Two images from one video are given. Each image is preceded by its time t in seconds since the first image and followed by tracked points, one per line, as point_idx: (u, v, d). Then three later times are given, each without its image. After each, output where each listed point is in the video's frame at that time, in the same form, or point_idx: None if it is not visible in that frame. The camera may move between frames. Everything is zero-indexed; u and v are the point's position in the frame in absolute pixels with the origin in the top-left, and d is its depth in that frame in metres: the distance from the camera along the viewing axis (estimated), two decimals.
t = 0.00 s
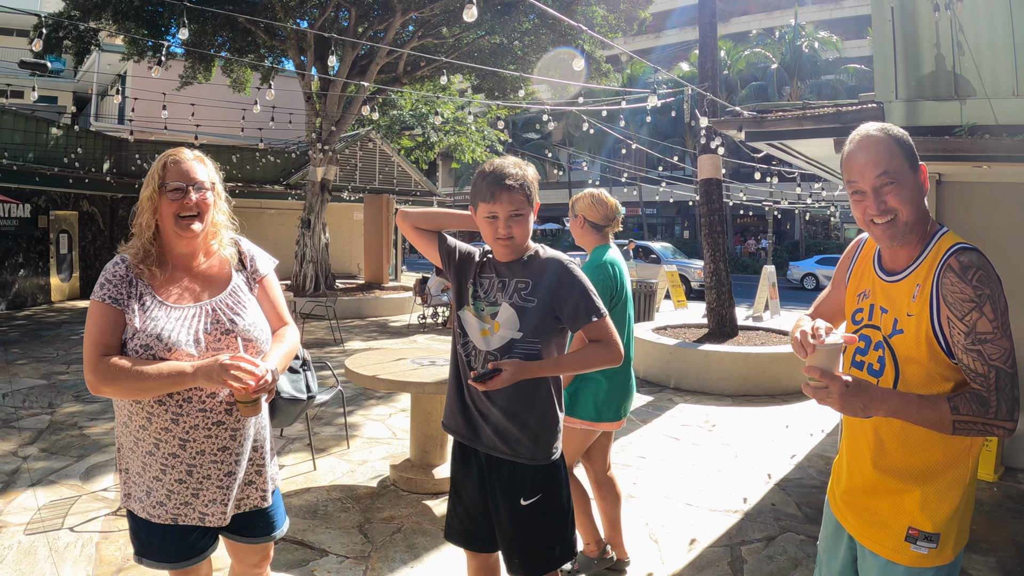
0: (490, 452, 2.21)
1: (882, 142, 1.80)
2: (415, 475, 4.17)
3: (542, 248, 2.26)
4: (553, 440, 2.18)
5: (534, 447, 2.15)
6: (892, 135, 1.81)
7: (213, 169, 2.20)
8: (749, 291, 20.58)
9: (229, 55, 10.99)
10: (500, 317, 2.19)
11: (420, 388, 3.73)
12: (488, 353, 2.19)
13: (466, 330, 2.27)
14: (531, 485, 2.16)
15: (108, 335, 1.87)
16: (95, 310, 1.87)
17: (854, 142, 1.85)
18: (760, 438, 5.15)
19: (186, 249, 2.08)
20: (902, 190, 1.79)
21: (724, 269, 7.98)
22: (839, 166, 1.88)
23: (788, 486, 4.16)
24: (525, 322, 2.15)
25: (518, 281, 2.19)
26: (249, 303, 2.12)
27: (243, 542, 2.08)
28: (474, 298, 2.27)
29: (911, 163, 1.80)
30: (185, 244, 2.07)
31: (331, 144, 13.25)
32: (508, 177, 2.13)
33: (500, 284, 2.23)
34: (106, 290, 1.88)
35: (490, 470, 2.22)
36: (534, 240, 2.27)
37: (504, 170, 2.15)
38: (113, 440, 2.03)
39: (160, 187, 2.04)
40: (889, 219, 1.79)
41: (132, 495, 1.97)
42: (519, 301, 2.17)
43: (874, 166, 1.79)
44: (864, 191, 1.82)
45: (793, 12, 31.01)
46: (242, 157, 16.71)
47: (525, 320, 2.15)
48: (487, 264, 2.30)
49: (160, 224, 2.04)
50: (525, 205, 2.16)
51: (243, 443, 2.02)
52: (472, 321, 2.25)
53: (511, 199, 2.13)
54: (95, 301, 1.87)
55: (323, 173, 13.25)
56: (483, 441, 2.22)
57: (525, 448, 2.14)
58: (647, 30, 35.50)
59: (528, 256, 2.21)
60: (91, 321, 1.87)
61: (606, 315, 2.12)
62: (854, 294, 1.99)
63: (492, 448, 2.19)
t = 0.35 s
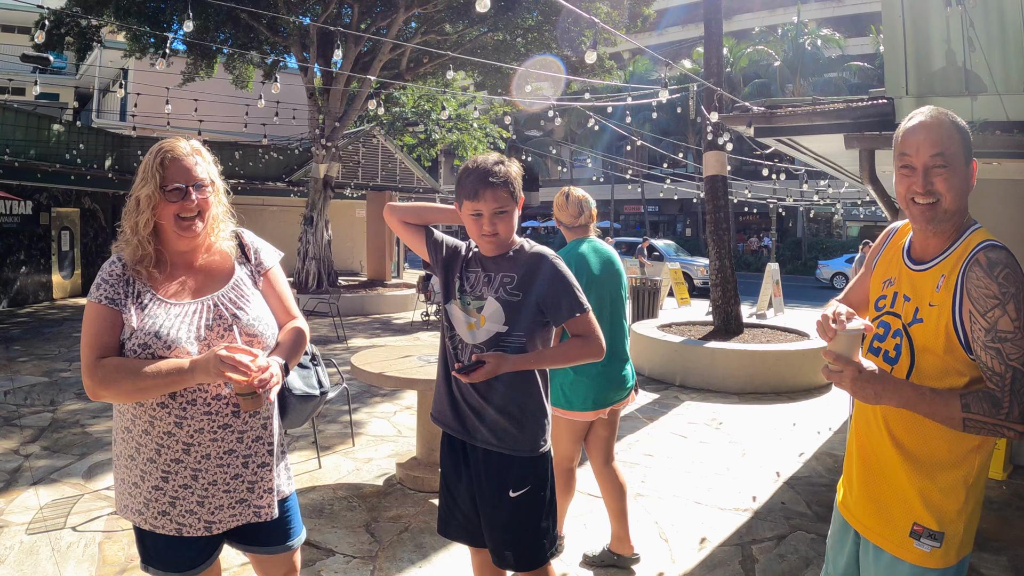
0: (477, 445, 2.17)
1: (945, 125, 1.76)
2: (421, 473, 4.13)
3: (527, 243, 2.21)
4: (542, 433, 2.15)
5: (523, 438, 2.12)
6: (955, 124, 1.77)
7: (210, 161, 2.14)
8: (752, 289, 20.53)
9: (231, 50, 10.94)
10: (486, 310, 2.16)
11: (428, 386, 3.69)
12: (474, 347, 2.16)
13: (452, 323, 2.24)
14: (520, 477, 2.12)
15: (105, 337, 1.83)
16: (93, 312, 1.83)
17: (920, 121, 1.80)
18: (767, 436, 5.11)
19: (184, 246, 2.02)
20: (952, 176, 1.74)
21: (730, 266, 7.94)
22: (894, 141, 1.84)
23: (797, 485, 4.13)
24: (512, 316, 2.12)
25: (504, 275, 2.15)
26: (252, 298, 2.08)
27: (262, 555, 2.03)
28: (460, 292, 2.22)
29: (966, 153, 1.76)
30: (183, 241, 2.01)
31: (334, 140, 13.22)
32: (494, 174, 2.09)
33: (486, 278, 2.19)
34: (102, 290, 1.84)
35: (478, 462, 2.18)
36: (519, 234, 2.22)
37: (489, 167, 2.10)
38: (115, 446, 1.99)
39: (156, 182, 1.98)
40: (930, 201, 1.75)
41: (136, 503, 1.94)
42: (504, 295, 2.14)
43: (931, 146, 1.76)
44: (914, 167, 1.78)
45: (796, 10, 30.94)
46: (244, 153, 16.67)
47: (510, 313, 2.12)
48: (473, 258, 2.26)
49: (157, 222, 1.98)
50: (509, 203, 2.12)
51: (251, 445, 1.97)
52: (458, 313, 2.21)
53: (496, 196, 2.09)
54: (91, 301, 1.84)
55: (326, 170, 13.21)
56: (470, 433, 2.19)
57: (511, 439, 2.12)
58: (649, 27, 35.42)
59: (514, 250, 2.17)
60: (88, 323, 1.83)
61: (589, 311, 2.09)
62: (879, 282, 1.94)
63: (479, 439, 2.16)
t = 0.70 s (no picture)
0: (474, 443, 2.11)
1: (970, 112, 1.71)
2: (417, 472, 4.07)
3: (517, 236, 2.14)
4: (539, 428, 2.09)
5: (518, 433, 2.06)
6: (979, 113, 1.72)
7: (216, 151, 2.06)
8: (750, 286, 20.51)
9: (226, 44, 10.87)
10: (478, 305, 2.09)
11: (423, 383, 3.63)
12: (467, 342, 2.09)
13: (443, 319, 2.18)
14: (519, 474, 2.06)
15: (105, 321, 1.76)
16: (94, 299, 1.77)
17: (945, 105, 1.75)
18: (766, 434, 5.05)
19: (189, 236, 1.95)
20: (972, 163, 1.69)
21: (728, 262, 7.88)
22: (917, 125, 1.79)
23: (797, 483, 4.07)
24: (505, 309, 2.05)
25: (495, 269, 2.08)
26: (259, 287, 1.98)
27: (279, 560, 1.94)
28: (450, 288, 2.17)
29: (989, 142, 1.71)
30: (187, 231, 1.94)
31: (330, 136, 13.13)
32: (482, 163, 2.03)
33: (476, 272, 2.12)
34: (105, 277, 1.79)
35: (474, 462, 2.12)
36: (508, 226, 2.16)
37: (477, 156, 2.04)
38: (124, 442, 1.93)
39: (157, 170, 1.92)
40: (946, 187, 1.70)
41: (145, 502, 1.86)
42: (496, 289, 2.07)
43: (955, 130, 1.71)
44: (934, 150, 1.73)
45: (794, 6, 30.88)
46: (240, 149, 16.55)
47: (502, 307, 2.05)
48: (460, 254, 2.20)
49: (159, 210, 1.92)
50: (498, 194, 2.06)
51: (258, 439, 1.88)
52: (450, 310, 2.15)
53: (487, 186, 2.03)
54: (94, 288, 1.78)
55: (322, 166, 13.13)
56: (465, 431, 2.12)
57: (508, 434, 2.06)
58: (646, 24, 35.36)
59: (503, 242, 2.11)
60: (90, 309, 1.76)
61: (580, 304, 2.00)
62: (890, 273, 1.88)
63: (474, 437, 2.09)
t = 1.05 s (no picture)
0: (470, 447, 2.06)
1: (962, 105, 1.68)
2: (407, 473, 4.02)
3: (519, 234, 2.10)
4: (536, 432, 2.05)
5: (514, 436, 2.01)
6: (973, 105, 1.69)
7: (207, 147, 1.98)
8: (743, 285, 20.53)
9: (218, 42, 10.79)
10: (477, 304, 2.04)
11: (412, 383, 3.58)
12: (464, 343, 2.04)
13: (440, 318, 2.13)
14: (516, 480, 2.02)
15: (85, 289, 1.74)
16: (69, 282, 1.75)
17: (939, 98, 1.72)
18: (760, 433, 5.02)
19: (173, 234, 1.88)
20: (967, 155, 1.66)
21: (722, 261, 7.86)
22: (911, 118, 1.76)
23: (792, 484, 4.05)
24: (505, 309, 2.01)
25: (496, 267, 2.03)
26: (243, 286, 1.90)
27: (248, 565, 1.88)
28: (447, 284, 2.12)
29: (983, 136, 1.68)
30: (169, 228, 1.86)
31: (322, 134, 13.04)
32: (484, 158, 1.98)
33: (476, 270, 2.07)
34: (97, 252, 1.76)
35: (468, 467, 2.07)
36: (509, 224, 2.12)
37: (480, 151, 2.00)
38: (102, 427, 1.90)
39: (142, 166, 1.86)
40: (941, 178, 1.66)
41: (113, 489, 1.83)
42: (496, 287, 2.02)
43: (948, 121, 1.68)
44: (928, 141, 1.70)
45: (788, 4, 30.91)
46: (232, 148, 16.43)
47: (502, 306, 2.01)
48: (460, 250, 2.15)
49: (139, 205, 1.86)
50: (501, 189, 2.01)
51: (228, 443, 1.81)
52: (448, 308, 2.10)
53: (488, 180, 1.98)
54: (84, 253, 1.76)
55: (314, 164, 13.06)
56: (460, 435, 2.07)
57: (503, 437, 2.01)
58: (641, 22, 35.34)
59: (505, 240, 2.07)
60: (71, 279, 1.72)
61: (584, 305, 1.97)
62: (885, 274, 1.84)
63: (469, 442, 2.05)
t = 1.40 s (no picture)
0: (469, 453, 2.05)
1: (959, 106, 1.69)
2: (401, 474, 4.01)
3: (520, 236, 2.09)
4: (536, 437, 2.04)
5: (513, 441, 2.00)
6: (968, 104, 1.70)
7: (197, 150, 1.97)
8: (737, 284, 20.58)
9: (212, 42, 10.74)
10: (478, 306, 2.02)
11: (405, 385, 3.57)
12: (465, 346, 2.03)
13: (440, 321, 2.11)
14: (515, 485, 2.00)
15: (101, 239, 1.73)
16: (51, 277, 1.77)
17: (937, 98, 1.72)
18: (755, 433, 5.03)
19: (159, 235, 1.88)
20: (965, 154, 1.66)
21: (716, 260, 7.86)
22: (909, 116, 1.76)
23: (786, 484, 4.05)
24: (506, 311, 1.99)
25: (497, 269, 2.02)
26: (225, 291, 1.88)
27: (222, 569, 1.86)
28: (448, 287, 2.10)
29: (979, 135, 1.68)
30: (155, 228, 1.86)
31: (316, 134, 13.00)
32: (485, 158, 1.97)
33: (477, 271, 2.06)
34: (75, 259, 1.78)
35: (467, 472, 2.07)
36: (510, 226, 2.11)
37: (481, 151, 1.98)
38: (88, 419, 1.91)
39: (129, 166, 1.85)
40: (940, 177, 1.66)
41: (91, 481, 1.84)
42: (497, 289, 2.00)
43: (947, 120, 1.68)
44: (928, 139, 1.70)
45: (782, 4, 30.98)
46: (226, 147, 16.36)
47: (504, 309, 1.99)
48: (462, 251, 2.14)
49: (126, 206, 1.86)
50: (502, 188, 1.99)
51: (198, 448, 1.79)
52: (449, 311, 2.08)
53: (488, 179, 1.96)
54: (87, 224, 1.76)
55: (308, 164, 13.02)
56: (460, 440, 2.06)
57: (503, 443, 2.00)
58: (635, 21, 35.35)
59: (506, 241, 2.05)
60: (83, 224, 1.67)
61: (586, 308, 1.96)
62: (879, 277, 1.84)
63: (469, 447, 2.04)
